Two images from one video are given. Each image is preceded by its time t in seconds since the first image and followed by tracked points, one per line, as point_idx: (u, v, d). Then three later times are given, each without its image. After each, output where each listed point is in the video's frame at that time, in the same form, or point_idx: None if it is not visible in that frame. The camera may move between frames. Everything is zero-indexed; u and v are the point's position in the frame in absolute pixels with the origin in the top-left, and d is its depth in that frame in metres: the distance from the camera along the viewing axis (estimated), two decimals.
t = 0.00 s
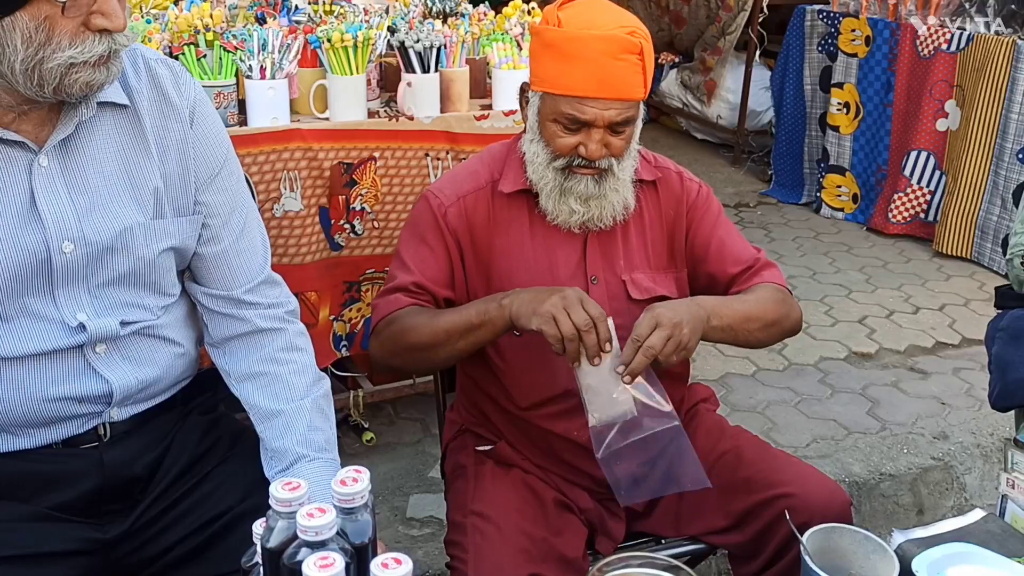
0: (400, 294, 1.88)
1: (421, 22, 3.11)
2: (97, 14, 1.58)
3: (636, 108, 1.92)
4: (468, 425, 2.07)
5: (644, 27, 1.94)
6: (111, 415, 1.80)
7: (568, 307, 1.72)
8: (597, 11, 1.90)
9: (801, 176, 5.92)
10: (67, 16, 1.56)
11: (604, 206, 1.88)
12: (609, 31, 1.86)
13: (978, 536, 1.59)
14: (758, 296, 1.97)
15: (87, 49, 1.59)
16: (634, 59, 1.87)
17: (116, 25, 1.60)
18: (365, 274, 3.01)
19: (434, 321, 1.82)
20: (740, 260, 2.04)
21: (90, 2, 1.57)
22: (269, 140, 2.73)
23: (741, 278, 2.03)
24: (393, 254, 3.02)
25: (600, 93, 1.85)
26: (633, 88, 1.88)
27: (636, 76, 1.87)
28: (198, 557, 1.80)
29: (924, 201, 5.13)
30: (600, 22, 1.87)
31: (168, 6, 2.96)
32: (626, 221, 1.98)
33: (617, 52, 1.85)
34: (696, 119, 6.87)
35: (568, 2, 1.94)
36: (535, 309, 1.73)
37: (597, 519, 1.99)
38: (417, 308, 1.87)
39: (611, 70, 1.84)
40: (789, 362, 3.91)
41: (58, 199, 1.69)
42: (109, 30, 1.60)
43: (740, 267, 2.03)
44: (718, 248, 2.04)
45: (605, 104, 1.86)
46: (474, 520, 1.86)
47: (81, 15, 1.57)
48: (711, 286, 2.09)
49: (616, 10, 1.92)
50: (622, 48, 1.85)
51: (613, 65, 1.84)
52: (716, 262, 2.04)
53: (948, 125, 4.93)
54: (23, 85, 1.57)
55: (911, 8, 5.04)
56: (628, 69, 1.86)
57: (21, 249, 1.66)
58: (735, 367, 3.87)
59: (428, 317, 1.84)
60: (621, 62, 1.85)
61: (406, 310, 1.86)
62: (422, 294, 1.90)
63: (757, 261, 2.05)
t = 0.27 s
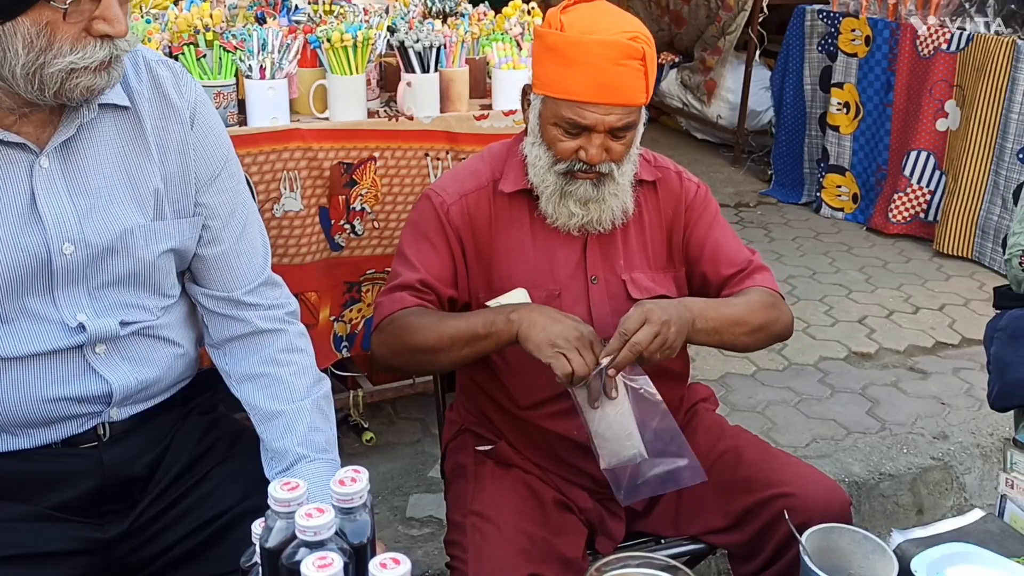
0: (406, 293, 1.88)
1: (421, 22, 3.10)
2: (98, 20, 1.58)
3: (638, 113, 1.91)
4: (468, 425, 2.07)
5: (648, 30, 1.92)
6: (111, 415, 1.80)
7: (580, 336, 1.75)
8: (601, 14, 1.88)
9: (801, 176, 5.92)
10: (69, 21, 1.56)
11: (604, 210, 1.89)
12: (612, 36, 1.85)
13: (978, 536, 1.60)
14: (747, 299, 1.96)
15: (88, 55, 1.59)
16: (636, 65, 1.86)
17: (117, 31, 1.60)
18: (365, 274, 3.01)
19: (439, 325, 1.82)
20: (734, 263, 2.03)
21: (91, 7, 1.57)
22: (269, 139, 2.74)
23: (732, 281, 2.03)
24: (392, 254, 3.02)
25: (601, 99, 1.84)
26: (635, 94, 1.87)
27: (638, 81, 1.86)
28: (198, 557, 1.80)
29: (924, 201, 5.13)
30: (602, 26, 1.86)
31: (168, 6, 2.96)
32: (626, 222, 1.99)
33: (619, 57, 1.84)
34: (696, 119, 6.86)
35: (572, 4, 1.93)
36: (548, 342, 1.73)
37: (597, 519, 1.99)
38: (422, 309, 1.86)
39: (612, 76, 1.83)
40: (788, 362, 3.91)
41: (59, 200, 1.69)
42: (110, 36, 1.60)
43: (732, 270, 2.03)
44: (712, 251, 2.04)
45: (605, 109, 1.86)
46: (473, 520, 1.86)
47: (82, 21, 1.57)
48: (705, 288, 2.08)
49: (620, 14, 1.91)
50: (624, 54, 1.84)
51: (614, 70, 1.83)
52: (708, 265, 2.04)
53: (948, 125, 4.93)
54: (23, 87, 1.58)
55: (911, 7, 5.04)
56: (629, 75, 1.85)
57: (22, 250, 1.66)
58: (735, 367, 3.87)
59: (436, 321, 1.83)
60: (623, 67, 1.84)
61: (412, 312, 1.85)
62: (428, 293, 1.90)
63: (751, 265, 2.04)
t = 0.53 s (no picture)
0: (403, 295, 1.87)
1: (421, 22, 3.10)
2: (96, 25, 1.58)
3: (639, 115, 1.91)
4: (468, 425, 2.07)
5: (651, 34, 1.93)
6: (110, 415, 1.80)
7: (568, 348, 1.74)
8: (604, 17, 1.89)
9: (801, 176, 5.92)
10: (67, 27, 1.56)
11: (604, 212, 1.89)
12: (614, 39, 1.85)
13: (977, 536, 1.60)
14: (740, 301, 1.95)
15: (86, 59, 1.59)
16: (639, 68, 1.86)
17: (115, 35, 1.60)
18: (365, 274, 3.01)
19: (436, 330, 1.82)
20: (730, 265, 2.03)
21: (89, 12, 1.57)
22: (269, 139, 2.74)
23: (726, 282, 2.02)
24: (392, 254, 3.02)
25: (603, 101, 1.84)
26: (637, 96, 1.87)
27: (641, 84, 1.86)
28: (197, 556, 1.80)
29: (924, 201, 5.13)
30: (605, 29, 1.86)
31: (168, 5, 2.96)
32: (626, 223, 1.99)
33: (622, 60, 1.84)
34: (697, 119, 6.86)
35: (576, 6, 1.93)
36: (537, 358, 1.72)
37: (597, 519, 1.99)
38: (418, 312, 1.86)
39: (615, 78, 1.84)
40: (788, 362, 3.91)
41: (57, 202, 1.70)
42: (108, 40, 1.60)
43: (727, 271, 2.02)
44: (708, 252, 2.03)
45: (607, 111, 1.86)
46: (473, 519, 1.86)
47: (80, 26, 1.57)
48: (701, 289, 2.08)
49: (623, 16, 1.91)
50: (627, 56, 1.84)
51: (617, 73, 1.84)
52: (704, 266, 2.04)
53: (948, 125, 4.93)
54: (21, 92, 1.58)
55: (911, 8, 5.05)
56: (632, 77, 1.86)
57: (20, 251, 1.66)
58: (735, 367, 3.87)
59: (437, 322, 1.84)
60: (626, 70, 1.84)
61: (408, 313, 1.85)
62: (426, 294, 1.89)
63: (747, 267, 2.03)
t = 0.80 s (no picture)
0: (412, 307, 1.87)
1: (420, 22, 3.10)
2: (97, 28, 1.58)
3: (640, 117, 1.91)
4: (466, 424, 2.07)
5: (652, 36, 1.93)
6: (109, 414, 1.80)
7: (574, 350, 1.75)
8: (605, 18, 1.89)
9: (801, 176, 5.92)
10: (68, 30, 1.57)
11: (604, 213, 1.89)
12: (615, 40, 1.85)
13: (976, 536, 1.60)
14: (741, 304, 1.95)
15: (87, 62, 1.59)
16: (639, 69, 1.86)
17: (116, 38, 1.61)
18: (365, 275, 3.02)
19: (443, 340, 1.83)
20: (729, 265, 2.02)
21: (90, 15, 1.57)
22: (269, 139, 2.74)
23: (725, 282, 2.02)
24: (392, 254, 3.03)
25: (604, 102, 1.84)
26: (638, 98, 1.87)
27: (641, 85, 1.86)
28: (197, 555, 1.80)
29: (924, 201, 5.13)
30: (607, 30, 1.86)
31: (168, 5, 2.96)
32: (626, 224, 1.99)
33: (622, 61, 1.84)
34: (696, 118, 6.86)
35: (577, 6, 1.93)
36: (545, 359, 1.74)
37: (596, 519, 1.99)
38: (429, 324, 1.87)
39: (615, 79, 1.84)
40: (788, 362, 3.91)
41: (57, 203, 1.70)
42: (108, 43, 1.61)
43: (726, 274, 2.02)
44: (707, 252, 2.03)
45: (608, 112, 1.85)
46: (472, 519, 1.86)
47: (81, 30, 1.58)
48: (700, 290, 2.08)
49: (625, 17, 1.91)
50: (627, 57, 1.84)
51: (618, 74, 1.83)
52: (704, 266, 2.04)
53: (948, 125, 4.93)
54: (22, 94, 1.58)
55: (911, 7, 5.05)
56: (633, 79, 1.85)
57: (20, 252, 1.66)
58: (735, 367, 3.87)
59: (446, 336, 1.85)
60: (626, 71, 1.84)
61: (417, 324, 1.86)
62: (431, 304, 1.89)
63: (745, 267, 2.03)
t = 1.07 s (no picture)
0: (401, 311, 1.90)
1: (421, 21, 3.10)
2: (102, 30, 1.59)
3: (646, 122, 1.91)
4: (467, 424, 2.07)
5: (660, 40, 1.93)
6: (110, 413, 1.80)
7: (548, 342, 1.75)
8: (614, 22, 1.89)
9: (801, 176, 5.92)
10: (74, 33, 1.57)
11: (608, 219, 1.89)
12: (622, 44, 1.85)
13: (975, 535, 1.60)
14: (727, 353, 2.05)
15: (92, 64, 1.60)
16: (646, 73, 1.86)
17: (121, 40, 1.61)
18: (366, 274, 3.02)
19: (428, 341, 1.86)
20: (726, 305, 2.07)
21: (96, 17, 1.58)
22: (269, 139, 2.74)
23: (717, 322, 2.08)
24: (392, 254, 3.03)
25: (610, 106, 1.84)
26: (644, 102, 1.87)
27: (648, 91, 1.87)
28: (197, 555, 1.81)
29: (924, 201, 5.14)
30: (614, 33, 1.87)
31: (168, 5, 2.95)
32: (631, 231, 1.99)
33: (629, 65, 1.84)
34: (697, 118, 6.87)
35: (585, 9, 1.94)
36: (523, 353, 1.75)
37: (596, 518, 1.99)
38: (417, 326, 1.90)
39: (622, 84, 1.84)
40: (788, 362, 3.92)
41: (58, 203, 1.70)
42: (113, 45, 1.62)
43: (721, 313, 2.07)
44: (710, 275, 2.05)
45: (614, 117, 1.86)
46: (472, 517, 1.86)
47: (87, 32, 1.58)
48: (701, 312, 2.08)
49: (633, 21, 1.92)
50: (635, 61, 1.85)
51: (624, 78, 1.84)
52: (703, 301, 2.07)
53: (947, 125, 4.94)
54: (26, 95, 1.58)
55: (911, 7, 5.04)
56: (640, 83, 1.86)
57: (22, 252, 1.67)
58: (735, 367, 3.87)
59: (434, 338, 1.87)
60: (633, 75, 1.85)
61: (406, 327, 1.89)
62: (423, 309, 1.92)
63: (743, 312, 2.08)
